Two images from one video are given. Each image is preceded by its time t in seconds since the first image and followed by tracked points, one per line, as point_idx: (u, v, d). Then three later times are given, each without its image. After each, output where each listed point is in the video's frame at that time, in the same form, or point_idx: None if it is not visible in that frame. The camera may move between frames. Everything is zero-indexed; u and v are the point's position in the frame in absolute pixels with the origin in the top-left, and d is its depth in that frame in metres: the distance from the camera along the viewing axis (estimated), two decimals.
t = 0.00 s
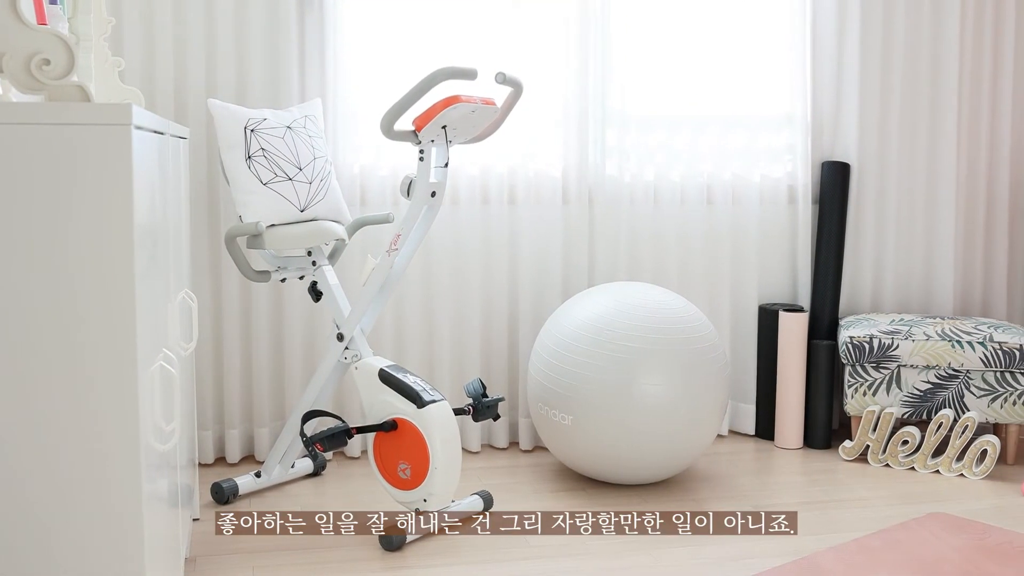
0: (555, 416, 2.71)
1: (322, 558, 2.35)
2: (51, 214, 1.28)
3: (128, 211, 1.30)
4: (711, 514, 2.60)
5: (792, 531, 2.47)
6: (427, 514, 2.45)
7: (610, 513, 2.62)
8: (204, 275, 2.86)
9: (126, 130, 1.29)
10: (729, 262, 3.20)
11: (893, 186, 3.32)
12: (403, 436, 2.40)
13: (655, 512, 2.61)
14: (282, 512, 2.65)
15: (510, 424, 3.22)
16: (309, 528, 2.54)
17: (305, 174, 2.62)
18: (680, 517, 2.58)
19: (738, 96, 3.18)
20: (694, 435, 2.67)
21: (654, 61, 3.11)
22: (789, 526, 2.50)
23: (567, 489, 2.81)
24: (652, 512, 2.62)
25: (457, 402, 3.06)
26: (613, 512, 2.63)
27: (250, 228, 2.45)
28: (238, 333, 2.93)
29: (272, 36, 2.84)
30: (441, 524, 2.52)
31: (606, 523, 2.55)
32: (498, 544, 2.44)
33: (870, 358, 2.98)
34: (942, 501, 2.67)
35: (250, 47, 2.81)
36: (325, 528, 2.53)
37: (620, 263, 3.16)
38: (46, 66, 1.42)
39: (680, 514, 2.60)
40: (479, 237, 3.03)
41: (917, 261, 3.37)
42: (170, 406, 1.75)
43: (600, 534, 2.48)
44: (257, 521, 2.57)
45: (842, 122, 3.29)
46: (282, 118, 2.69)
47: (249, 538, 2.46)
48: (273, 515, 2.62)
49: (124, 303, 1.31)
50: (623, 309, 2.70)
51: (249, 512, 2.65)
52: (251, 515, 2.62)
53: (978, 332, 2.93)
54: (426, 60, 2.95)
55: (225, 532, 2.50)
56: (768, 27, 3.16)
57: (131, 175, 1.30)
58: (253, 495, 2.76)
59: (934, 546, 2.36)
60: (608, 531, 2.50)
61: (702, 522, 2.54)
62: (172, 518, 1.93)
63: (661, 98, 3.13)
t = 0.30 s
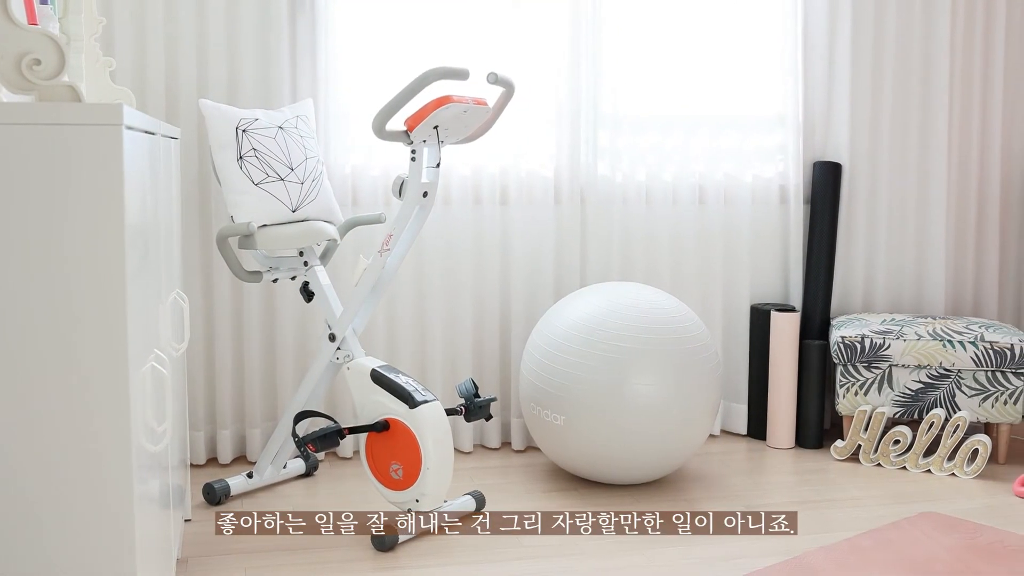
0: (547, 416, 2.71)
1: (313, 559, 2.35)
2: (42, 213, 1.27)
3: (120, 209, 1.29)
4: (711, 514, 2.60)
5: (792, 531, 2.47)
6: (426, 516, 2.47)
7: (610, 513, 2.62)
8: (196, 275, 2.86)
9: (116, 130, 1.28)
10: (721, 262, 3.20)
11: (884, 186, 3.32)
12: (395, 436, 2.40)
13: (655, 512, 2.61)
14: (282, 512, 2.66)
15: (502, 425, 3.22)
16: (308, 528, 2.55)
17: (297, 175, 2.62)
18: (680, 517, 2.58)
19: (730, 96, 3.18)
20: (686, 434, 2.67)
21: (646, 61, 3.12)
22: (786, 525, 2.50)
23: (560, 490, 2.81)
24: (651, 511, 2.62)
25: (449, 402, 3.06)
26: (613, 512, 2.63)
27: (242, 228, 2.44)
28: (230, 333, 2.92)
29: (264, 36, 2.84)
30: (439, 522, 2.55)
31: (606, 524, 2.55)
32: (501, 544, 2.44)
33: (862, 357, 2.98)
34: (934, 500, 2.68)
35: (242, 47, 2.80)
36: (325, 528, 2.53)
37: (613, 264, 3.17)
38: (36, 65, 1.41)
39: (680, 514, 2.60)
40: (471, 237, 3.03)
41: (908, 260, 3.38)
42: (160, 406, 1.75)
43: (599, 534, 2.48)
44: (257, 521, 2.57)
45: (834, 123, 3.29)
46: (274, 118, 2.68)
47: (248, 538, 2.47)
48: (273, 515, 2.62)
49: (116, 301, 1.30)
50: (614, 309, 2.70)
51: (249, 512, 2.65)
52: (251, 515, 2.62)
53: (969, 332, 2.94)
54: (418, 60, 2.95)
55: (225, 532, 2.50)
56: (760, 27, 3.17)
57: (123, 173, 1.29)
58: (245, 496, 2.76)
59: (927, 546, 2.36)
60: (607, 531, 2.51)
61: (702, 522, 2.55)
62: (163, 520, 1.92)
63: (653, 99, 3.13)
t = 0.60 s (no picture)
0: (538, 415, 2.71)
1: (305, 559, 2.34)
2: (29, 213, 1.27)
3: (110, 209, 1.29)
4: (711, 514, 2.60)
5: (792, 531, 2.47)
6: (426, 516, 2.49)
7: (610, 513, 2.62)
8: (187, 276, 2.85)
9: (107, 130, 1.28)
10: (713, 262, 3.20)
11: (876, 185, 3.33)
12: (387, 436, 2.40)
13: (655, 512, 2.61)
14: (281, 512, 2.66)
15: (494, 425, 3.22)
16: (309, 528, 2.55)
17: (288, 175, 2.61)
18: (680, 517, 2.58)
19: (722, 96, 3.18)
20: (678, 434, 2.67)
21: (638, 62, 3.12)
22: (785, 525, 2.50)
23: (552, 489, 2.81)
24: (651, 511, 2.62)
25: (441, 402, 3.06)
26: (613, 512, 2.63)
27: (233, 228, 2.44)
28: (222, 334, 2.92)
29: (255, 35, 2.83)
30: (439, 522, 2.56)
31: (606, 523, 2.55)
32: (499, 544, 2.44)
33: (853, 357, 2.99)
34: (926, 499, 2.68)
35: (233, 47, 2.80)
36: (325, 528, 2.54)
37: (604, 264, 3.17)
38: (26, 65, 1.41)
39: (680, 514, 2.60)
40: (463, 237, 3.03)
41: (900, 260, 3.38)
42: (151, 406, 1.74)
43: (600, 534, 2.48)
44: (257, 521, 2.58)
45: (825, 123, 3.30)
46: (266, 118, 2.68)
47: (246, 538, 2.47)
48: (273, 515, 2.62)
49: (104, 302, 1.30)
50: (607, 309, 2.70)
51: (248, 512, 2.65)
52: (251, 515, 2.62)
53: (960, 332, 2.95)
54: (409, 60, 2.94)
55: (225, 532, 2.50)
56: (752, 27, 3.17)
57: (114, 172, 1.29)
58: (237, 497, 2.76)
59: (919, 545, 2.36)
60: (608, 531, 2.50)
61: (702, 522, 2.55)
62: (155, 520, 1.92)
63: (645, 99, 3.14)
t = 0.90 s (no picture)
0: (529, 416, 2.71)
1: (295, 560, 2.34)
2: (16, 213, 1.26)
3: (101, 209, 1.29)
4: (711, 514, 2.60)
5: (792, 531, 2.47)
6: (426, 516, 2.54)
7: (610, 513, 2.62)
8: (178, 276, 2.85)
9: (96, 130, 1.28)
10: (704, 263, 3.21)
11: (866, 185, 3.33)
12: (378, 437, 2.40)
13: (655, 512, 2.61)
14: (281, 512, 2.66)
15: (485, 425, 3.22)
16: (309, 528, 2.55)
17: (279, 175, 2.61)
18: (680, 517, 2.58)
19: (712, 96, 3.19)
20: (669, 434, 2.67)
21: (628, 62, 3.12)
22: (785, 525, 2.50)
23: (543, 490, 2.80)
24: (651, 511, 2.62)
25: (432, 402, 3.06)
26: (613, 512, 2.63)
27: (224, 229, 2.44)
28: (212, 334, 2.91)
29: (246, 35, 2.83)
30: (439, 522, 2.57)
31: (606, 523, 2.55)
32: (499, 544, 2.44)
33: (844, 357, 2.99)
34: (917, 499, 2.69)
35: (223, 47, 2.79)
36: (325, 528, 2.54)
37: (595, 264, 3.17)
38: (16, 65, 1.41)
39: (680, 514, 2.60)
40: (454, 238, 3.03)
41: (890, 260, 3.39)
42: (141, 407, 1.74)
43: (600, 534, 2.48)
44: (257, 521, 2.58)
45: (816, 123, 3.30)
46: (256, 118, 2.67)
47: (246, 538, 2.47)
48: (273, 515, 2.62)
49: (91, 302, 1.29)
50: (598, 309, 2.70)
51: (248, 512, 2.65)
52: (251, 515, 2.62)
53: (950, 331, 2.95)
54: (400, 61, 2.94)
55: (225, 532, 2.51)
56: (743, 27, 3.17)
57: (104, 172, 1.29)
58: (227, 497, 2.75)
59: (909, 545, 2.36)
60: (608, 531, 2.50)
61: (702, 522, 2.54)
62: (145, 521, 1.92)
63: (636, 99, 3.14)
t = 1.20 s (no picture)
0: (521, 416, 2.71)
1: (286, 561, 2.34)
2: (5, 215, 1.26)
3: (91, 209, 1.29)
4: (711, 514, 2.60)
5: (792, 531, 2.47)
6: (425, 516, 2.57)
7: (610, 513, 2.61)
8: (168, 276, 2.84)
9: (87, 131, 1.28)
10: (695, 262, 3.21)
11: (857, 185, 3.34)
12: (369, 437, 2.40)
13: (656, 512, 2.61)
14: (282, 512, 2.66)
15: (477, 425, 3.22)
16: (309, 528, 2.55)
17: (270, 175, 2.61)
18: (680, 517, 2.57)
19: (703, 96, 3.19)
20: (660, 434, 2.67)
21: (619, 62, 3.12)
22: (785, 525, 2.50)
23: (535, 490, 2.81)
24: (652, 511, 2.62)
25: (423, 402, 3.05)
26: (613, 512, 2.62)
27: (214, 229, 2.43)
28: (203, 335, 2.91)
29: (236, 35, 2.82)
30: (439, 522, 2.57)
31: (606, 524, 2.55)
32: (498, 544, 2.44)
33: (834, 356, 2.99)
34: (907, 498, 2.69)
35: (213, 47, 2.79)
36: (325, 528, 2.54)
37: (586, 264, 3.17)
38: (4, 65, 1.40)
39: (680, 514, 2.60)
40: (445, 238, 3.03)
41: (880, 259, 3.40)
42: (130, 408, 1.74)
43: (599, 534, 2.48)
44: (257, 521, 2.58)
45: (806, 123, 3.31)
46: (246, 118, 2.67)
47: (246, 538, 2.47)
48: (273, 515, 2.62)
49: (77, 302, 1.29)
50: (590, 309, 2.70)
51: (248, 512, 2.65)
52: (251, 515, 2.62)
53: (940, 330, 2.96)
54: (390, 61, 2.94)
55: (225, 532, 2.51)
56: (734, 27, 3.18)
57: (93, 171, 1.29)
58: (218, 498, 2.75)
59: (900, 544, 2.37)
60: (608, 531, 2.50)
61: (702, 522, 2.54)
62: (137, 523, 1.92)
63: (626, 99, 3.14)
